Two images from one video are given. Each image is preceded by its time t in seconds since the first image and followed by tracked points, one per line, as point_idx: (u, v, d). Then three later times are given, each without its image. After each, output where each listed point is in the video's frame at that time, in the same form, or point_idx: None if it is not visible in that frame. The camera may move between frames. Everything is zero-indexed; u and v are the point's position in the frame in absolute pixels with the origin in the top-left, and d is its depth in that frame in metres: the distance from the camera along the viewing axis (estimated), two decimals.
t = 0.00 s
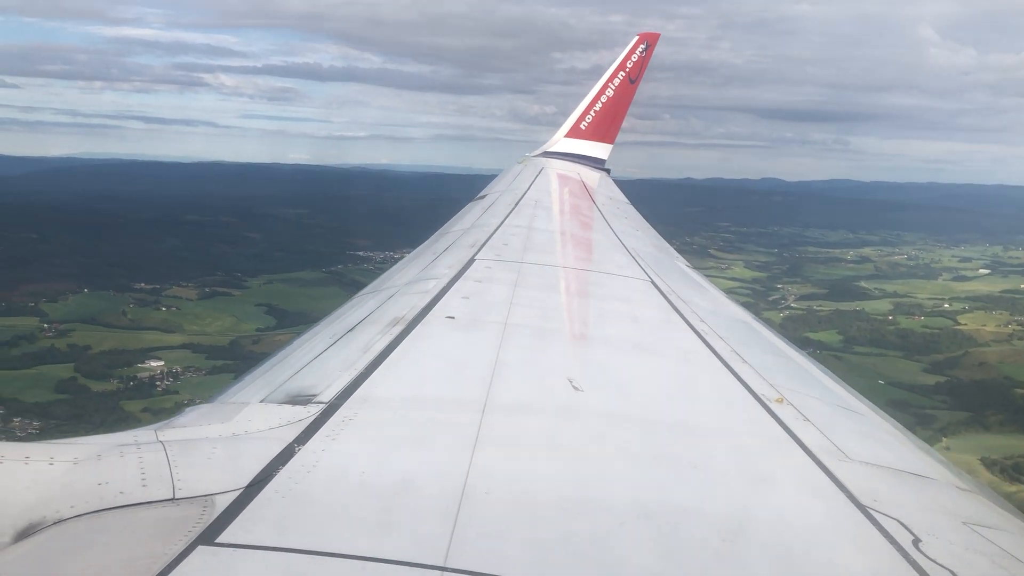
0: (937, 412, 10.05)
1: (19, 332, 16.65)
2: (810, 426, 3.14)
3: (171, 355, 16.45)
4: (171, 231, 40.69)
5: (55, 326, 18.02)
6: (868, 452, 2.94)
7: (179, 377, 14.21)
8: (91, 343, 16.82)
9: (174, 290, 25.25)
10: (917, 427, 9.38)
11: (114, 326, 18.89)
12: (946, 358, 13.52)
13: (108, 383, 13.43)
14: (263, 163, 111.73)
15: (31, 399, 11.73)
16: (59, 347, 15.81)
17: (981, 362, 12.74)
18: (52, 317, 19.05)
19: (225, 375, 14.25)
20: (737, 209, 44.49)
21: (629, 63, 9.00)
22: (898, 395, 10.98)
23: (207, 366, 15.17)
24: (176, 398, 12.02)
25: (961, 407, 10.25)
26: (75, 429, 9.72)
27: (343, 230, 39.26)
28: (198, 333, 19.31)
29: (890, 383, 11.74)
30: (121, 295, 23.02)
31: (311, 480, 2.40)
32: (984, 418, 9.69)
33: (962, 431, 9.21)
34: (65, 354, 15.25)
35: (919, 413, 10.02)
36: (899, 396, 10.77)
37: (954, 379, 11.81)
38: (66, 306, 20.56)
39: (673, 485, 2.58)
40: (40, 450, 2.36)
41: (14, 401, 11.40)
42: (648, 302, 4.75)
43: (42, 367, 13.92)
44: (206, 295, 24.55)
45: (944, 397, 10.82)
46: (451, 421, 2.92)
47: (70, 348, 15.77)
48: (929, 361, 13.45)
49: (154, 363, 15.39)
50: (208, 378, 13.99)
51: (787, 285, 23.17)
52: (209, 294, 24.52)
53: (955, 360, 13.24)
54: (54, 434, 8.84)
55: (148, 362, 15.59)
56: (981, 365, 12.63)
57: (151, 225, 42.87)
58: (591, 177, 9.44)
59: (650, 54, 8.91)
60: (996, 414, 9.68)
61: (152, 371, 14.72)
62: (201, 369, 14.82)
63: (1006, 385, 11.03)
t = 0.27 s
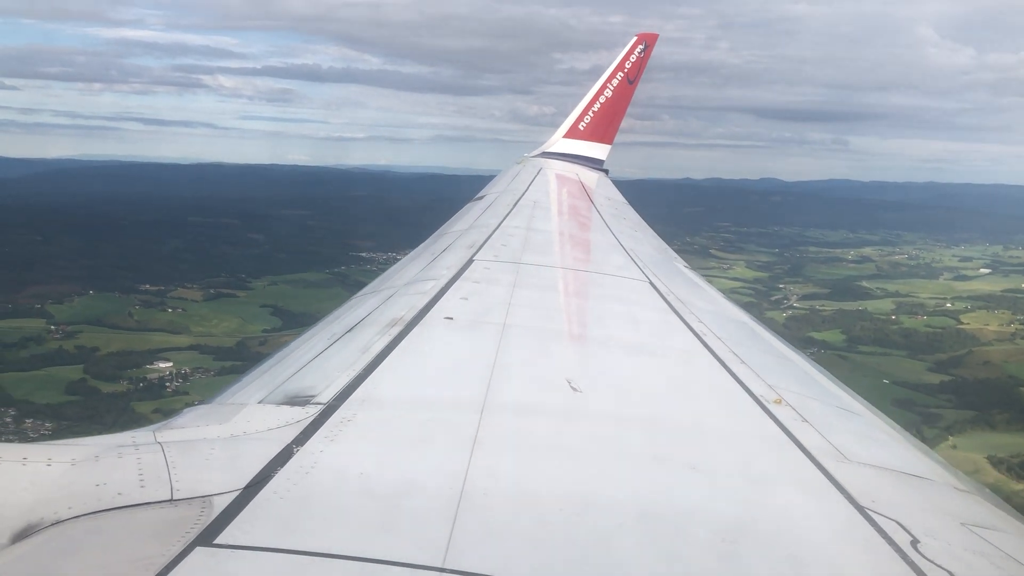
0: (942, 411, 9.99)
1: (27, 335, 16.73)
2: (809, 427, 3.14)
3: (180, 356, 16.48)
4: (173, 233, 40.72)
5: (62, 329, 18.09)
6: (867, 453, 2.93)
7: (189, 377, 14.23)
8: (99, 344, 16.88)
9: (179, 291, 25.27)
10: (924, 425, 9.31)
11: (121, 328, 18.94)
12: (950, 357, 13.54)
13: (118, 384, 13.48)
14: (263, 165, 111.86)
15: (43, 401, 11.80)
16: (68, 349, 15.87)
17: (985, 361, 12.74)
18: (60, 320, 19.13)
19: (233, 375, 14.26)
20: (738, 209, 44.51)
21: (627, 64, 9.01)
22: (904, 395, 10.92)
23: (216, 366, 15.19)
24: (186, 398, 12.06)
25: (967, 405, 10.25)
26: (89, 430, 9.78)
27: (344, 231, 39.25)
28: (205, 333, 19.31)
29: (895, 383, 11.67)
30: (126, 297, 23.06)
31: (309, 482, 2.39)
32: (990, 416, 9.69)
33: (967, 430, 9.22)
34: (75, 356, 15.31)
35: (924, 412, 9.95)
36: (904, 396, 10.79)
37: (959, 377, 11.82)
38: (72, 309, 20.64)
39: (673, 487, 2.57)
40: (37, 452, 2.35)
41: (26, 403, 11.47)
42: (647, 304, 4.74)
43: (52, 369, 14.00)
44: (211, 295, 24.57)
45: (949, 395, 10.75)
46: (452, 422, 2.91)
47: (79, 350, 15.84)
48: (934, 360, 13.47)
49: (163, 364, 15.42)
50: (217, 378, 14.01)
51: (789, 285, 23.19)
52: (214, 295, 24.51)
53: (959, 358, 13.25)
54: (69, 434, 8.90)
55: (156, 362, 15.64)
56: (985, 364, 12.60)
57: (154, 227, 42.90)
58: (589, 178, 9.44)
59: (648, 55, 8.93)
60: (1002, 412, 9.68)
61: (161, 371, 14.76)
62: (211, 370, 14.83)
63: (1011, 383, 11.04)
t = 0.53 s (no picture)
0: (946, 410, 10.12)
1: (34, 335, 16.77)
2: (806, 428, 3.14)
3: (187, 356, 16.51)
4: (175, 233, 40.69)
5: (69, 330, 18.11)
6: (865, 455, 2.94)
7: (197, 377, 14.24)
8: (106, 344, 16.92)
9: (183, 292, 25.26)
10: (929, 424, 9.46)
11: (127, 328, 18.95)
12: (954, 356, 13.57)
13: (127, 384, 13.52)
14: (263, 165, 111.97)
15: (53, 401, 11.82)
16: (75, 349, 15.90)
17: (988, 359, 12.76)
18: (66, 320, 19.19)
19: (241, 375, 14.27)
20: (738, 209, 44.53)
21: (626, 64, 9.01)
22: (907, 394, 11.01)
23: (224, 367, 15.19)
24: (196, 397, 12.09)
25: (972, 404, 10.28)
26: (102, 429, 9.83)
27: (344, 231, 39.22)
28: (210, 334, 19.28)
29: (899, 381, 11.79)
30: (131, 298, 23.08)
31: (306, 483, 2.39)
32: (995, 414, 9.71)
33: (973, 428, 9.24)
34: (83, 357, 15.35)
35: (929, 411, 10.10)
36: (909, 395, 10.82)
37: (962, 376, 11.86)
38: (77, 309, 20.67)
39: (670, 488, 2.58)
40: (35, 453, 2.35)
41: (36, 402, 11.49)
42: (645, 304, 4.74)
43: (60, 370, 14.03)
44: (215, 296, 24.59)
45: (953, 394, 10.88)
46: (449, 424, 2.91)
47: (86, 350, 15.87)
48: (937, 358, 13.50)
49: (171, 364, 15.44)
50: (225, 378, 14.03)
51: (790, 285, 23.23)
52: (219, 296, 24.51)
53: (962, 357, 13.29)
54: (83, 434, 8.91)
55: (164, 362, 15.65)
56: (988, 363, 12.61)
57: (155, 228, 42.88)
58: (588, 178, 9.43)
59: (646, 55, 8.92)
60: (1007, 411, 9.70)
61: (169, 371, 14.78)
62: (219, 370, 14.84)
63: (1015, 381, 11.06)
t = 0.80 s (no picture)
0: (951, 408, 10.17)
1: (42, 335, 16.80)
2: (804, 429, 3.15)
3: (195, 355, 16.51)
4: (176, 233, 40.67)
5: (76, 330, 18.14)
6: (863, 456, 2.94)
7: (206, 376, 14.23)
8: (113, 345, 16.95)
9: (188, 292, 25.25)
10: (935, 421, 9.52)
11: (134, 328, 18.99)
12: (958, 354, 13.59)
13: (136, 384, 13.55)
14: (263, 165, 112.03)
15: (64, 401, 11.84)
16: (84, 349, 15.93)
17: (991, 358, 12.78)
18: (72, 321, 19.24)
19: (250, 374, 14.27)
20: (738, 209, 44.53)
21: (624, 64, 9.01)
22: (911, 392, 11.05)
23: (232, 366, 15.19)
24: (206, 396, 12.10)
25: (977, 402, 10.32)
26: (115, 428, 9.87)
27: (345, 230, 39.20)
28: (216, 333, 19.25)
29: (904, 380, 11.84)
30: (137, 298, 23.10)
31: (304, 483, 2.40)
32: (1000, 412, 9.74)
33: (978, 426, 9.27)
34: (93, 357, 15.38)
35: (934, 408, 10.16)
36: (914, 394, 10.86)
37: (966, 375, 11.88)
38: (84, 309, 20.70)
39: (669, 489, 2.58)
40: (31, 454, 2.35)
41: (48, 402, 11.52)
42: (643, 305, 4.75)
43: (69, 370, 14.05)
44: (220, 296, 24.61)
45: (957, 392, 10.93)
46: (448, 425, 2.91)
47: (94, 350, 15.91)
48: (941, 357, 13.52)
49: (179, 364, 15.45)
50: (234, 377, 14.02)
51: (792, 284, 23.24)
52: (224, 295, 24.50)
53: (966, 356, 13.32)
54: (99, 432, 8.93)
55: (172, 362, 15.67)
56: (992, 361, 12.63)
57: (157, 228, 42.88)
58: (586, 179, 9.44)
59: (645, 56, 8.93)
60: (1011, 409, 9.72)
61: (178, 371, 14.79)
62: (227, 369, 14.83)
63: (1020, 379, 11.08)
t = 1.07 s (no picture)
0: (956, 406, 10.22)
1: (50, 335, 16.82)
2: (801, 430, 3.15)
3: (203, 355, 16.49)
4: (178, 232, 40.66)
5: (83, 329, 18.17)
6: (861, 456, 2.95)
7: (215, 375, 14.20)
8: (121, 344, 16.96)
9: (193, 291, 25.23)
10: (941, 420, 9.57)
11: (141, 328, 19.00)
12: (962, 353, 13.59)
13: (146, 383, 13.54)
14: (264, 164, 112.02)
15: (76, 401, 11.86)
16: (92, 349, 15.95)
17: (995, 356, 12.78)
18: (79, 320, 19.27)
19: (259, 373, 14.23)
20: (739, 207, 44.54)
21: (623, 65, 9.03)
22: (916, 391, 11.08)
23: (240, 365, 15.15)
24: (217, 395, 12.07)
25: (983, 400, 10.34)
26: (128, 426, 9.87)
27: (346, 229, 39.18)
28: (223, 331, 19.22)
29: (909, 378, 11.87)
30: (143, 297, 23.12)
31: (302, 484, 2.40)
32: (1006, 410, 9.76)
33: (985, 424, 9.29)
34: (102, 356, 15.39)
35: (940, 407, 10.22)
36: (919, 393, 10.88)
37: (971, 373, 11.89)
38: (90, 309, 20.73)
39: (667, 489, 2.58)
40: (28, 454, 2.35)
41: (61, 401, 11.56)
42: (641, 306, 4.76)
43: (79, 369, 14.08)
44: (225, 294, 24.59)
45: (962, 390, 10.98)
46: (446, 425, 2.92)
47: (102, 350, 15.92)
48: (946, 356, 13.53)
49: (188, 364, 15.42)
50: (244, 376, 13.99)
51: (795, 282, 23.24)
52: (229, 295, 24.49)
53: (970, 354, 13.32)
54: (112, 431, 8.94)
55: (181, 361, 15.67)
56: (995, 359, 12.66)
57: (159, 227, 42.87)
58: (586, 180, 9.44)
59: (643, 57, 8.95)
60: (1017, 407, 9.74)
61: (188, 371, 14.79)
62: (236, 369, 14.80)
63: None
